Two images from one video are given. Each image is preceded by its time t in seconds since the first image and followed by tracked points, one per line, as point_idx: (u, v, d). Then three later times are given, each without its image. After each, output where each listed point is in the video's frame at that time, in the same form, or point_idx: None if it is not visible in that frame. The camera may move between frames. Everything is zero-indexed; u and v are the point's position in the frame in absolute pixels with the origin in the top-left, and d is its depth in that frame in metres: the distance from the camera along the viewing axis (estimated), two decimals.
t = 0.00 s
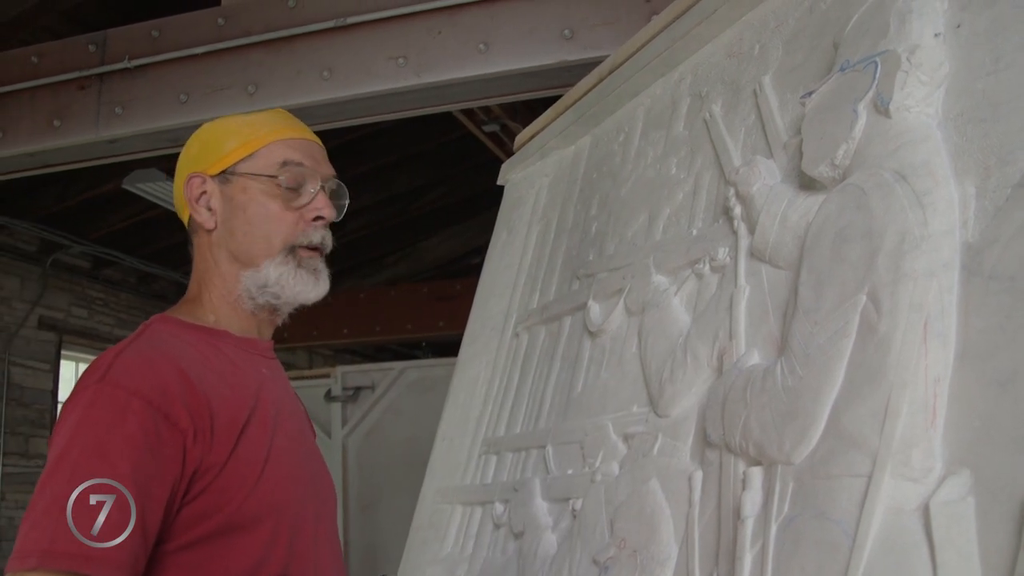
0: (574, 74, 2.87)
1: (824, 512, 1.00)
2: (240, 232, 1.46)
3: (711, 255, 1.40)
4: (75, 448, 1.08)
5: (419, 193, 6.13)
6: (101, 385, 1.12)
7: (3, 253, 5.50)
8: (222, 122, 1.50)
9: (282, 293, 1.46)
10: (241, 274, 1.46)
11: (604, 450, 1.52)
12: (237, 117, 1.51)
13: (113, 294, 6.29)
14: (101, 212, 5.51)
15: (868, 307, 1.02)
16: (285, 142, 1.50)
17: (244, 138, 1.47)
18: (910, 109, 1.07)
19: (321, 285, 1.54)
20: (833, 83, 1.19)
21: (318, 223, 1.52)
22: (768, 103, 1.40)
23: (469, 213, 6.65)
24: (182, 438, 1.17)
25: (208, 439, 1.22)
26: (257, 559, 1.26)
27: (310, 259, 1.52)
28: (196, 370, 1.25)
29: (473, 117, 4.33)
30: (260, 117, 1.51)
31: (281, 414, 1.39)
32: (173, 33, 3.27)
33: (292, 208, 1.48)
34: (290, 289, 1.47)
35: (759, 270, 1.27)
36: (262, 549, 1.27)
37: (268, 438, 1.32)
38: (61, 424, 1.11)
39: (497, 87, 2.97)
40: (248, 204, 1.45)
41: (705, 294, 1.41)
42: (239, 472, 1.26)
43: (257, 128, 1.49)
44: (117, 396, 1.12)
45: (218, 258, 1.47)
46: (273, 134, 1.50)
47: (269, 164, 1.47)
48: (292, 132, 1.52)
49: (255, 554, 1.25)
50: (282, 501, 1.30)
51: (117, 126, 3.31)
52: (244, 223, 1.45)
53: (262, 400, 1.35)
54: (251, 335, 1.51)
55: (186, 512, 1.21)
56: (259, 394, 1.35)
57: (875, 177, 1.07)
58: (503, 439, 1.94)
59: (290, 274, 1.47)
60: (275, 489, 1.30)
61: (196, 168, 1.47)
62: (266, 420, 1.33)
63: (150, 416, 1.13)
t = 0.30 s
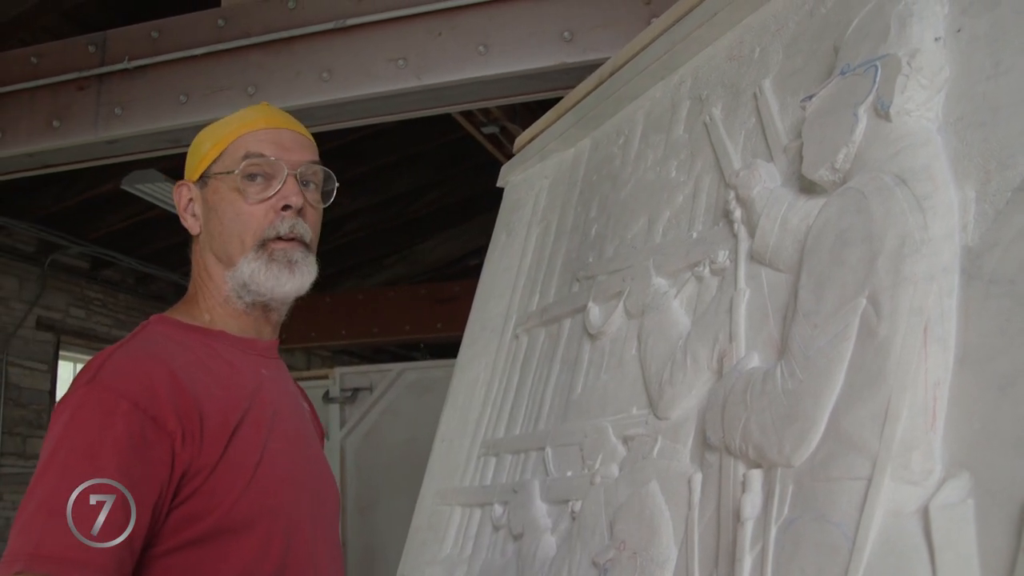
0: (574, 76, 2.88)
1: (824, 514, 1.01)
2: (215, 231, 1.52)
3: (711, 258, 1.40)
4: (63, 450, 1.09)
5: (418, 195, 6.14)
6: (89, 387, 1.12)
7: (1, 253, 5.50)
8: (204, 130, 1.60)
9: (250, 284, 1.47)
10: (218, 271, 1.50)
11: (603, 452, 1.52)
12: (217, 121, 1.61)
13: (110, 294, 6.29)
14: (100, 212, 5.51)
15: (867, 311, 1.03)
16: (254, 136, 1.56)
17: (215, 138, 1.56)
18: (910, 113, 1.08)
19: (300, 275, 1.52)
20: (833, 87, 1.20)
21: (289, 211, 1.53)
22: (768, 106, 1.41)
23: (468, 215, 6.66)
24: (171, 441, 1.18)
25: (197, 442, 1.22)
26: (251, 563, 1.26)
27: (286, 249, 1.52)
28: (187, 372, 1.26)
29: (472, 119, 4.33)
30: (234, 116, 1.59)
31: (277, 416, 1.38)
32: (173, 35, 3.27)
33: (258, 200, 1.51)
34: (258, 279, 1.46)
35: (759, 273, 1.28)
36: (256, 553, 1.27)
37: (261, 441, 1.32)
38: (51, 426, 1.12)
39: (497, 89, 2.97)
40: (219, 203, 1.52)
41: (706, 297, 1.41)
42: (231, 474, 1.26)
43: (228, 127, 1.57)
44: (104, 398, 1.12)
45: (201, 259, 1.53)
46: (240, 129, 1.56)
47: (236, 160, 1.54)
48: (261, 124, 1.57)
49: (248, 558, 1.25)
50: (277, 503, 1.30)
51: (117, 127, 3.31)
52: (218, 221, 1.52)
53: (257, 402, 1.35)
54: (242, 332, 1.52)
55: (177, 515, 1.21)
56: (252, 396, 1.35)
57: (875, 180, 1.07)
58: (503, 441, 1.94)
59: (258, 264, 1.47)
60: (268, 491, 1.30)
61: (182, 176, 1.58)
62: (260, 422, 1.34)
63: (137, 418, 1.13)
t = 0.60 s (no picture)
0: (574, 78, 2.88)
1: (824, 517, 1.01)
2: (214, 230, 1.52)
3: (711, 260, 1.40)
4: (55, 455, 1.12)
5: (417, 196, 6.14)
6: (80, 391, 1.15)
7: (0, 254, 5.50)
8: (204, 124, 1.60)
9: (246, 284, 1.47)
10: (216, 270, 1.51)
11: (603, 453, 1.52)
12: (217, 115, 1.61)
13: (109, 295, 6.28)
14: (99, 213, 5.51)
15: (868, 314, 1.03)
16: (251, 132, 1.55)
17: (213, 133, 1.56)
18: (910, 117, 1.08)
19: (296, 275, 1.52)
20: (833, 90, 1.20)
21: (285, 210, 1.52)
22: (768, 109, 1.41)
23: (468, 216, 6.66)
24: (162, 442, 1.20)
25: (190, 443, 1.25)
26: (247, 562, 1.28)
27: (281, 248, 1.51)
28: (179, 374, 1.28)
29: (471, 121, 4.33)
30: (233, 110, 1.58)
31: (274, 416, 1.40)
32: (172, 36, 3.28)
33: (254, 198, 1.50)
34: (254, 280, 1.46)
35: (759, 276, 1.28)
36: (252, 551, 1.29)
37: (256, 441, 1.34)
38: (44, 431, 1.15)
39: (498, 92, 2.98)
40: (217, 201, 1.52)
41: (705, 299, 1.41)
42: (226, 475, 1.28)
43: (226, 122, 1.56)
44: (94, 402, 1.14)
45: (200, 257, 1.54)
46: (239, 124, 1.55)
47: (233, 156, 1.53)
48: (259, 119, 1.56)
49: (244, 557, 1.28)
50: (271, 503, 1.33)
51: (116, 128, 3.31)
52: (215, 219, 1.52)
53: (252, 403, 1.37)
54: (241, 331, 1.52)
55: (173, 517, 1.24)
56: (247, 397, 1.37)
57: (875, 184, 1.08)
58: (502, 442, 1.94)
59: (253, 264, 1.47)
60: (263, 491, 1.32)
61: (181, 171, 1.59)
62: (256, 423, 1.36)
63: (127, 421, 1.16)
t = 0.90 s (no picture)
0: (573, 79, 2.88)
1: (823, 518, 1.01)
2: (213, 226, 1.52)
3: (711, 261, 1.40)
4: (49, 460, 1.09)
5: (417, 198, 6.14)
6: (73, 394, 1.12)
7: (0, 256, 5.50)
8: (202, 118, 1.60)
9: (248, 281, 1.46)
10: (217, 267, 1.50)
11: (602, 454, 1.52)
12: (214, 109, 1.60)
13: (108, 297, 6.28)
14: (98, 215, 5.51)
15: (866, 315, 1.03)
16: (247, 125, 1.54)
17: (209, 128, 1.55)
18: (909, 118, 1.08)
19: (298, 269, 1.50)
20: (831, 91, 1.20)
21: (284, 203, 1.51)
22: (767, 110, 1.41)
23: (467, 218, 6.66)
24: (159, 447, 1.17)
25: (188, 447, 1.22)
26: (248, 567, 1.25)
27: (282, 243, 1.50)
28: (177, 376, 1.25)
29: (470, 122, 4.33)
30: (229, 103, 1.58)
31: (275, 418, 1.37)
32: (172, 37, 3.28)
33: (252, 192, 1.49)
34: (255, 276, 1.46)
35: (758, 277, 1.28)
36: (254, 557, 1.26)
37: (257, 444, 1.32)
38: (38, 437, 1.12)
39: (498, 93, 2.97)
40: (215, 197, 1.51)
41: (704, 301, 1.41)
42: (225, 479, 1.26)
43: (222, 115, 1.56)
44: (88, 406, 1.11)
45: (202, 255, 1.53)
46: (235, 116, 1.54)
47: (229, 150, 1.52)
48: (254, 111, 1.55)
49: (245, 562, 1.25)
50: (273, 507, 1.30)
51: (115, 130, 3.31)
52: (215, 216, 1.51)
53: (253, 406, 1.35)
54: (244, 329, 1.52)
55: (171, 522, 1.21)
56: (247, 399, 1.34)
57: (874, 185, 1.08)
58: (501, 443, 1.94)
59: (255, 260, 1.46)
60: (264, 494, 1.29)
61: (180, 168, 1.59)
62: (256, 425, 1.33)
63: (122, 425, 1.13)
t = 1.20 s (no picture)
0: (570, 80, 2.88)
1: (819, 518, 1.00)
2: (211, 223, 1.51)
3: (707, 262, 1.40)
4: (48, 468, 1.07)
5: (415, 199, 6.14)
6: (72, 402, 1.10)
7: None
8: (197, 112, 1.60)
9: (247, 279, 1.46)
10: (217, 265, 1.50)
11: (599, 455, 1.52)
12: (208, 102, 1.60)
13: (106, 299, 6.28)
14: (97, 217, 5.50)
15: (861, 315, 1.03)
16: (241, 118, 1.53)
17: (203, 122, 1.55)
18: (904, 118, 1.08)
19: (297, 265, 1.49)
20: (826, 92, 1.20)
21: (281, 198, 1.50)
22: (762, 111, 1.41)
23: (466, 218, 6.65)
24: (160, 454, 1.15)
25: (190, 454, 1.20)
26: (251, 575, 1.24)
27: (280, 239, 1.49)
28: (178, 381, 1.23)
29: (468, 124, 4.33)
30: (222, 95, 1.57)
31: (279, 422, 1.36)
32: (170, 39, 3.28)
33: (247, 187, 1.49)
34: (254, 273, 1.45)
35: (754, 278, 1.28)
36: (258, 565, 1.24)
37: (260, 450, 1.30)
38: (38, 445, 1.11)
39: (495, 95, 2.97)
40: (211, 193, 1.51)
41: (701, 301, 1.41)
42: (227, 486, 1.24)
43: (214, 108, 1.55)
44: (87, 414, 1.10)
45: (201, 253, 1.53)
46: (228, 109, 1.54)
47: (223, 144, 1.52)
48: (247, 103, 1.54)
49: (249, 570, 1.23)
50: (277, 515, 1.28)
51: (113, 132, 3.31)
52: (212, 213, 1.51)
53: (256, 412, 1.33)
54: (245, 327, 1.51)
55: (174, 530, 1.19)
56: (251, 405, 1.32)
57: (869, 185, 1.08)
58: (499, 444, 1.94)
59: (253, 257, 1.46)
60: (268, 502, 1.27)
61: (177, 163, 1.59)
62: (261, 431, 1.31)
63: (122, 433, 1.11)
